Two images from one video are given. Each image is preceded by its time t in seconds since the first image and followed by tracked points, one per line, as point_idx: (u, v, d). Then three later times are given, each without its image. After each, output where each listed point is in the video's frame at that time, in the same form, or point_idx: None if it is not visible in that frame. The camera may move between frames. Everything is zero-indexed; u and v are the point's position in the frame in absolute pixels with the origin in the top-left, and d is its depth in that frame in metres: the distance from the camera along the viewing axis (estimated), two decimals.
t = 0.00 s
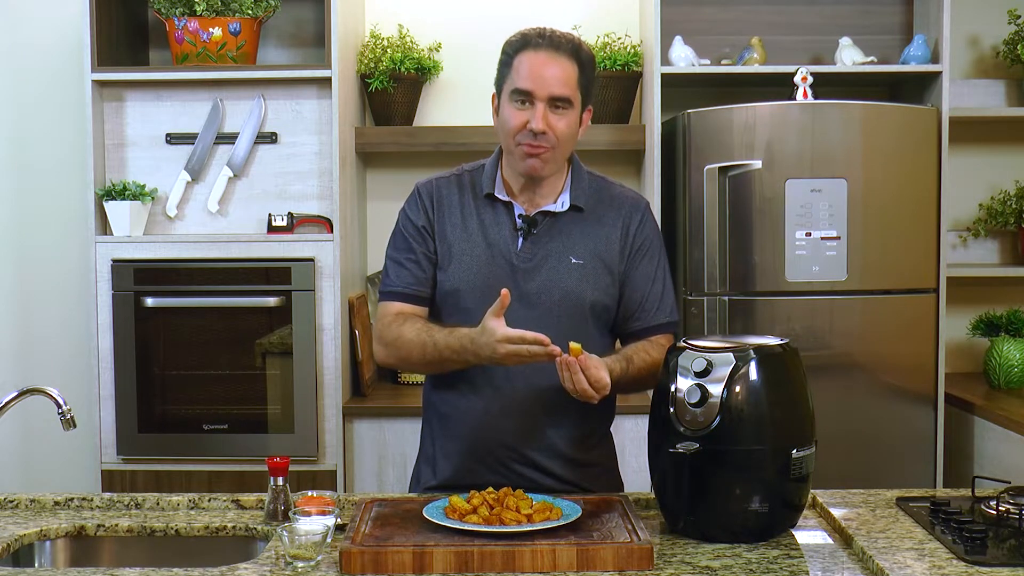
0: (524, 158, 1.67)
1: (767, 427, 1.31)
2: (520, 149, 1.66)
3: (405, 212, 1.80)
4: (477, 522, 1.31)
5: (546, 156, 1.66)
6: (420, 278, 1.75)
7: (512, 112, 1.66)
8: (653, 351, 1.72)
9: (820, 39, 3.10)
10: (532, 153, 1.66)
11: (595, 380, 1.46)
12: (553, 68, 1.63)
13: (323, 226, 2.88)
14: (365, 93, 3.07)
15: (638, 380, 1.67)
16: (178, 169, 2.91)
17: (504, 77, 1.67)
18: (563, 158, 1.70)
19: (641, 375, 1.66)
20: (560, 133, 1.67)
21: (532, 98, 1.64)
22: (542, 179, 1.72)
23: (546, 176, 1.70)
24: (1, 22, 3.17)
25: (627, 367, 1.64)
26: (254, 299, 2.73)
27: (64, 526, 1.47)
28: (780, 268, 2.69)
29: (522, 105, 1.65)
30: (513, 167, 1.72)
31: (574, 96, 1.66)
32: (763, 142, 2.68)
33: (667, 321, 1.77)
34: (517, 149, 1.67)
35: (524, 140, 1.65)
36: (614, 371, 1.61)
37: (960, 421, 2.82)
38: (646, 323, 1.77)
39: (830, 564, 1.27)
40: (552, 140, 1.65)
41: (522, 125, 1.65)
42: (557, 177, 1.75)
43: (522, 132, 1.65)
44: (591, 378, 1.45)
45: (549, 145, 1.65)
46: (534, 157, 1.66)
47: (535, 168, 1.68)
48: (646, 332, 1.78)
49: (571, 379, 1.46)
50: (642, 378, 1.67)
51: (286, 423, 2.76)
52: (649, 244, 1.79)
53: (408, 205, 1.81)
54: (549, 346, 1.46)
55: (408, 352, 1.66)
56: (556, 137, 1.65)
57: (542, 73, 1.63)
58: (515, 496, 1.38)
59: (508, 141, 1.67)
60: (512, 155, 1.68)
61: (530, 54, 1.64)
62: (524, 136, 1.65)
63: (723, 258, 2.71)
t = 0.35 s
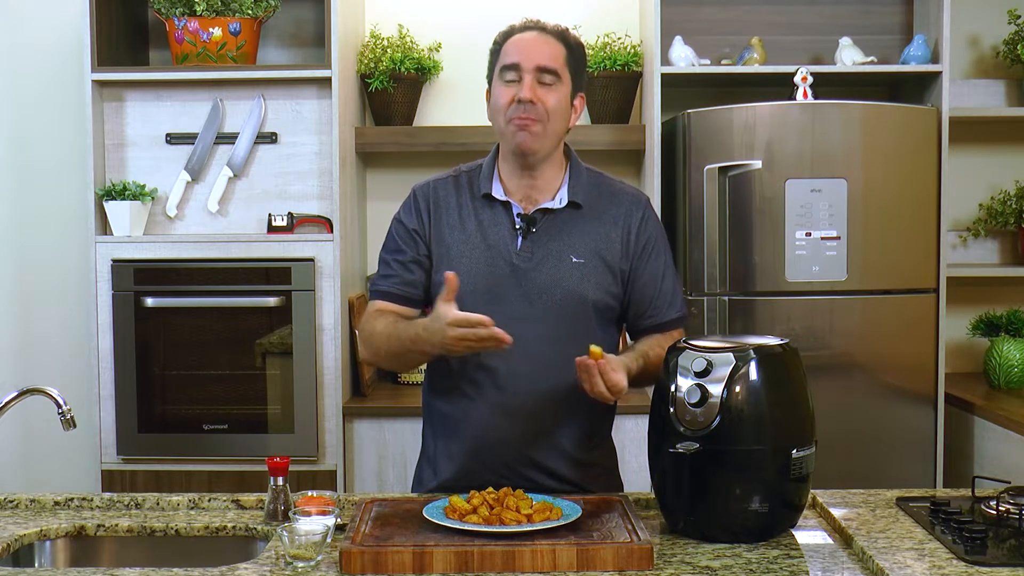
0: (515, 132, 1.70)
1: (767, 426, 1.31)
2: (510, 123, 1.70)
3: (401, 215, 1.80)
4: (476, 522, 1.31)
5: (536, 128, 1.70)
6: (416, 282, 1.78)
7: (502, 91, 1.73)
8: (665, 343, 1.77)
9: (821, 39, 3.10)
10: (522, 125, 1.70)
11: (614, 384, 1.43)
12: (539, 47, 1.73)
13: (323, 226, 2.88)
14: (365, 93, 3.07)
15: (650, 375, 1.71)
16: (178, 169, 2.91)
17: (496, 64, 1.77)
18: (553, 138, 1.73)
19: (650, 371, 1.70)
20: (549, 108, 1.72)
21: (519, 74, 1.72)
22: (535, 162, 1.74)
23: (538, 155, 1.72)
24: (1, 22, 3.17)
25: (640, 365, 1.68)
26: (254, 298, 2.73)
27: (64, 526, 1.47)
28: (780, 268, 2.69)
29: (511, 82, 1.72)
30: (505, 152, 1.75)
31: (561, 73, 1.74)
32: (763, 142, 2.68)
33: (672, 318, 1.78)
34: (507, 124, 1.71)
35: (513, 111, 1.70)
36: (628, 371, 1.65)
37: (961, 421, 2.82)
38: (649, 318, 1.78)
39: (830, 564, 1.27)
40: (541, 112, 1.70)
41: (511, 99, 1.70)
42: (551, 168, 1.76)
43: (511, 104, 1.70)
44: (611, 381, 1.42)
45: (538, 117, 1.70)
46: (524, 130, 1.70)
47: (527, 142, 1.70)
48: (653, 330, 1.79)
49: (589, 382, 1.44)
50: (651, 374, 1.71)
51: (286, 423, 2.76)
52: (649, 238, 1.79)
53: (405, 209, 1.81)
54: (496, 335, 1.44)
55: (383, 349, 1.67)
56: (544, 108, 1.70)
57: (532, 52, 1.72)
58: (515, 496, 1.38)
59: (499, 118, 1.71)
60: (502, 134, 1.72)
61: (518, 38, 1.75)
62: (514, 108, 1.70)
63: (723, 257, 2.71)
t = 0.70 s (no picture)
0: (513, 126, 1.71)
1: (766, 426, 1.31)
2: (508, 116, 1.70)
3: (396, 222, 1.82)
4: (476, 522, 1.31)
5: (534, 122, 1.70)
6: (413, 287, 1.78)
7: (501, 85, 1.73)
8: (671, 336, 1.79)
9: (821, 39, 3.10)
10: (520, 119, 1.70)
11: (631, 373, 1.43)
12: (540, 43, 1.74)
13: (323, 226, 2.88)
14: (365, 93, 3.07)
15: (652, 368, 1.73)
16: (178, 169, 2.91)
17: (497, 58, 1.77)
18: (551, 135, 1.74)
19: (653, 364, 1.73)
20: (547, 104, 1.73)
21: (519, 69, 1.73)
22: (532, 157, 1.74)
23: (535, 149, 1.73)
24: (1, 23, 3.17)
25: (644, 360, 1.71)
26: (254, 298, 2.73)
27: (64, 526, 1.47)
28: (780, 268, 2.69)
29: (510, 77, 1.73)
30: (502, 146, 1.75)
31: (561, 70, 1.75)
32: (763, 142, 2.68)
33: (669, 314, 1.80)
34: (505, 118, 1.71)
35: (512, 105, 1.70)
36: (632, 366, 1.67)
37: (961, 421, 2.82)
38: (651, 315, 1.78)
39: (830, 564, 1.27)
40: (540, 107, 1.71)
41: (510, 93, 1.71)
42: (548, 165, 1.77)
43: (510, 98, 1.70)
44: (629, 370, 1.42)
45: (536, 111, 1.70)
46: (522, 124, 1.70)
47: (524, 136, 1.71)
48: (651, 326, 1.80)
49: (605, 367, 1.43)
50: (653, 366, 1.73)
51: (286, 423, 2.76)
52: (647, 235, 1.79)
53: (400, 213, 1.82)
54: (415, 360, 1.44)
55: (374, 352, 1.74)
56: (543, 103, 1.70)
57: (534, 48, 1.73)
58: (515, 496, 1.38)
59: (498, 112, 1.72)
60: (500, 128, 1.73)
61: (519, 34, 1.76)
62: (512, 102, 1.70)
63: (723, 257, 2.71)
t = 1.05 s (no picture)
0: (512, 133, 1.71)
1: (766, 426, 1.31)
2: (509, 124, 1.71)
3: (396, 223, 1.82)
4: (477, 522, 1.31)
5: (534, 131, 1.71)
6: (411, 289, 1.80)
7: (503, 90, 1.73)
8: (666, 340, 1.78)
9: (821, 39, 3.10)
10: (520, 126, 1.71)
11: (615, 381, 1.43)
12: (543, 49, 1.73)
13: (323, 226, 2.88)
14: (365, 93, 3.07)
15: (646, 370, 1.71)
16: (178, 169, 2.91)
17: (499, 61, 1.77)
18: (551, 141, 1.74)
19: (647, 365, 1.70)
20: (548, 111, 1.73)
21: (521, 75, 1.72)
22: (531, 163, 1.75)
23: (535, 156, 1.73)
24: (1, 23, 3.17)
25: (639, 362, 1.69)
26: (254, 298, 2.73)
27: (64, 526, 1.47)
28: (780, 268, 2.69)
29: (512, 82, 1.73)
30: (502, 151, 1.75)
31: (563, 77, 1.74)
32: (763, 142, 2.68)
33: (668, 315, 1.80)
34: (505, 124, 1.72)
35: (513, 111, 1.70)
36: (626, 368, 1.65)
37: (961, 421, 2.82)
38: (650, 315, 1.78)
39: (830, 564, 1.27)
40: (540, 115, 1.71)
41: (511, 99, 1.71)
42: (547, 170, 1.77)
43: (510, 105, 1.70)
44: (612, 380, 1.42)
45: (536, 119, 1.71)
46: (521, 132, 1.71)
47: (522, 144, 1.71)
48: (650, 327, 1.80)
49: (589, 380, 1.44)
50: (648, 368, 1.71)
51: (286, 423, 2.76)
52: (645, 236, 1.79)
53: (401, 214, 1.82)
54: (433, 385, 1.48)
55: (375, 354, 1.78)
56: (543, 111, 1.70)
57: (536, 53, 1.73)
58: (515, 496, 1.38)
59: (498, 117, 1.72)
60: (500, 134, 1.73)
61: (522, 38, 1.75)
62: (513, 109, 1.70)
63: (723, 257, 2.71)
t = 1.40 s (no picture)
0: (513, 143, 1.70)
1: (766, 427, 1.31)
2: (510, 132, 1.69)
3: (408, 217, 1.80)
4: (476, 522, 1.31)
5: (534, 142, 1.70)
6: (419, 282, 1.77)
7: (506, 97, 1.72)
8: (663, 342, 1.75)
9: (821, 39, 3.10)
10: (520, 136, 1.69)
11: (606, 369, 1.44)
12: (550, 57, 1.71)
13: (323, 226, 2.88)
14: (365, 93, 3.07)
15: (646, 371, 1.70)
16: (178, 169, 2.91)
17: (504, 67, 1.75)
18: (551, 150, 1.73)
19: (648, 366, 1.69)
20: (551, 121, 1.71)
21: (525, 83, 1.71)
22: (533, 171, 1.74)
23: (535, 166, 1.72)
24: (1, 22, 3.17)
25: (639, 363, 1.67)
26: (254, 298, 2.73)
27: (64, 526, 1.47)
28: (780, 268, 2.69)
29: (515, 89, 1.71)
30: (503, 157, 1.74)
31: (568, 86, 1.73)
32: (763, 142, 2.68)
33: (670, 317, 1.78)
34: (506, 132, 1.70)
35: (513, 120, 1.69)
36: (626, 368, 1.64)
37: (961, 421, 2.82)
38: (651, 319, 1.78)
39: (830, 564, 1.27)
40: (542, 125, 1.69)
41: (513, 108, 1.69)
42: (549, 176, 1.76)
43: (512, 113, 1.69)
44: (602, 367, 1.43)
45: (538, 130, 1.69)
46: (522, 142, 1.69)
47: (523, 154, 1.70)
48: (650, 329, 1.80)
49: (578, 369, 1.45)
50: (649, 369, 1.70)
51: (286, 423, 2.76)
52: (646, 241, 1.79)
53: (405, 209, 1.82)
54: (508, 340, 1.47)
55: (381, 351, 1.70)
56: (545, 122, 1.69)
57: (540, 61, 1.70)
58: (515, 496, 1.38)
59: (499, 125, 1.71)
60: (501, 141, 1.72)
61: (529, 43, 1.72)
62: (515, 118, 1.69)
63: (723, 258, 2.71)
